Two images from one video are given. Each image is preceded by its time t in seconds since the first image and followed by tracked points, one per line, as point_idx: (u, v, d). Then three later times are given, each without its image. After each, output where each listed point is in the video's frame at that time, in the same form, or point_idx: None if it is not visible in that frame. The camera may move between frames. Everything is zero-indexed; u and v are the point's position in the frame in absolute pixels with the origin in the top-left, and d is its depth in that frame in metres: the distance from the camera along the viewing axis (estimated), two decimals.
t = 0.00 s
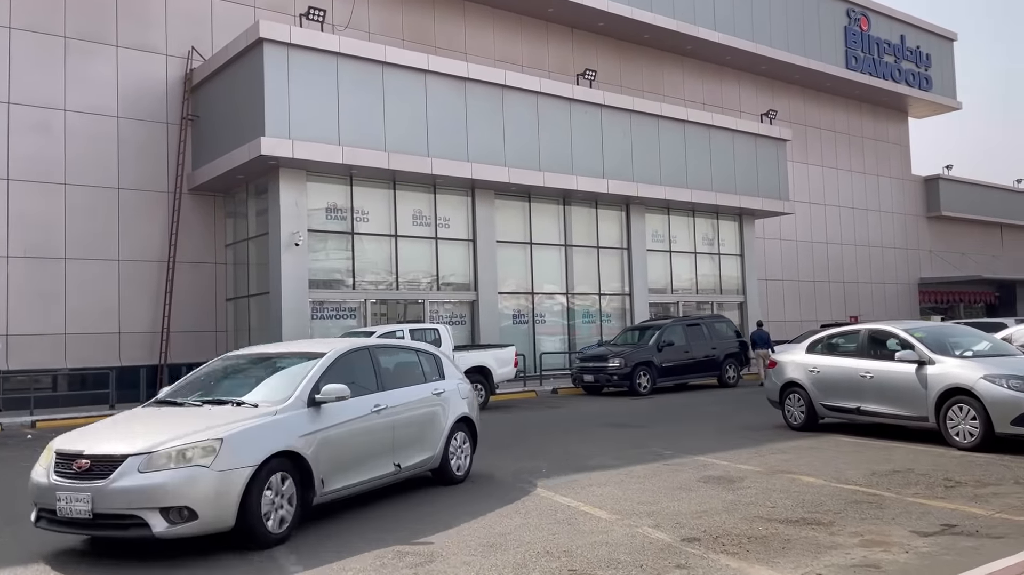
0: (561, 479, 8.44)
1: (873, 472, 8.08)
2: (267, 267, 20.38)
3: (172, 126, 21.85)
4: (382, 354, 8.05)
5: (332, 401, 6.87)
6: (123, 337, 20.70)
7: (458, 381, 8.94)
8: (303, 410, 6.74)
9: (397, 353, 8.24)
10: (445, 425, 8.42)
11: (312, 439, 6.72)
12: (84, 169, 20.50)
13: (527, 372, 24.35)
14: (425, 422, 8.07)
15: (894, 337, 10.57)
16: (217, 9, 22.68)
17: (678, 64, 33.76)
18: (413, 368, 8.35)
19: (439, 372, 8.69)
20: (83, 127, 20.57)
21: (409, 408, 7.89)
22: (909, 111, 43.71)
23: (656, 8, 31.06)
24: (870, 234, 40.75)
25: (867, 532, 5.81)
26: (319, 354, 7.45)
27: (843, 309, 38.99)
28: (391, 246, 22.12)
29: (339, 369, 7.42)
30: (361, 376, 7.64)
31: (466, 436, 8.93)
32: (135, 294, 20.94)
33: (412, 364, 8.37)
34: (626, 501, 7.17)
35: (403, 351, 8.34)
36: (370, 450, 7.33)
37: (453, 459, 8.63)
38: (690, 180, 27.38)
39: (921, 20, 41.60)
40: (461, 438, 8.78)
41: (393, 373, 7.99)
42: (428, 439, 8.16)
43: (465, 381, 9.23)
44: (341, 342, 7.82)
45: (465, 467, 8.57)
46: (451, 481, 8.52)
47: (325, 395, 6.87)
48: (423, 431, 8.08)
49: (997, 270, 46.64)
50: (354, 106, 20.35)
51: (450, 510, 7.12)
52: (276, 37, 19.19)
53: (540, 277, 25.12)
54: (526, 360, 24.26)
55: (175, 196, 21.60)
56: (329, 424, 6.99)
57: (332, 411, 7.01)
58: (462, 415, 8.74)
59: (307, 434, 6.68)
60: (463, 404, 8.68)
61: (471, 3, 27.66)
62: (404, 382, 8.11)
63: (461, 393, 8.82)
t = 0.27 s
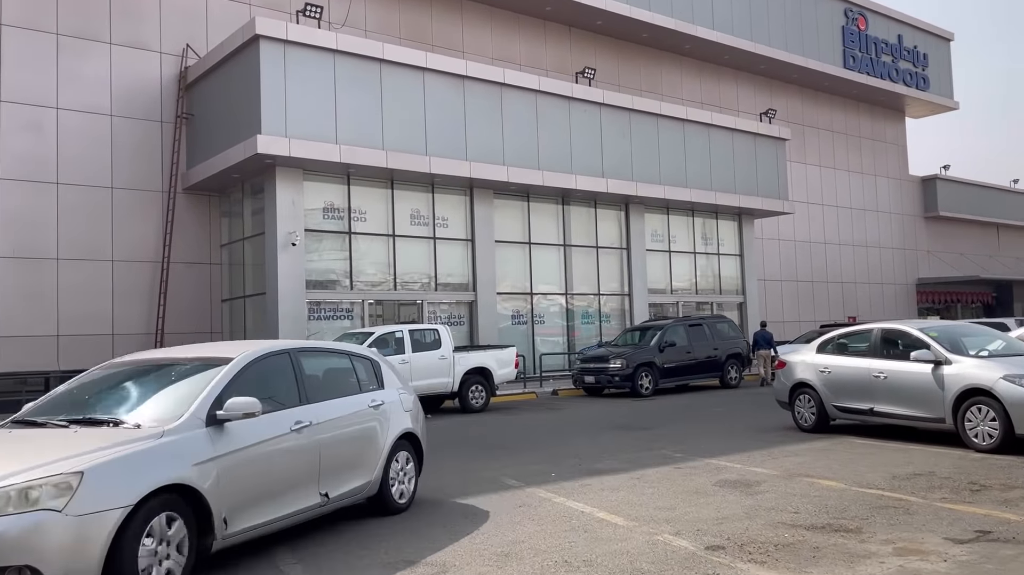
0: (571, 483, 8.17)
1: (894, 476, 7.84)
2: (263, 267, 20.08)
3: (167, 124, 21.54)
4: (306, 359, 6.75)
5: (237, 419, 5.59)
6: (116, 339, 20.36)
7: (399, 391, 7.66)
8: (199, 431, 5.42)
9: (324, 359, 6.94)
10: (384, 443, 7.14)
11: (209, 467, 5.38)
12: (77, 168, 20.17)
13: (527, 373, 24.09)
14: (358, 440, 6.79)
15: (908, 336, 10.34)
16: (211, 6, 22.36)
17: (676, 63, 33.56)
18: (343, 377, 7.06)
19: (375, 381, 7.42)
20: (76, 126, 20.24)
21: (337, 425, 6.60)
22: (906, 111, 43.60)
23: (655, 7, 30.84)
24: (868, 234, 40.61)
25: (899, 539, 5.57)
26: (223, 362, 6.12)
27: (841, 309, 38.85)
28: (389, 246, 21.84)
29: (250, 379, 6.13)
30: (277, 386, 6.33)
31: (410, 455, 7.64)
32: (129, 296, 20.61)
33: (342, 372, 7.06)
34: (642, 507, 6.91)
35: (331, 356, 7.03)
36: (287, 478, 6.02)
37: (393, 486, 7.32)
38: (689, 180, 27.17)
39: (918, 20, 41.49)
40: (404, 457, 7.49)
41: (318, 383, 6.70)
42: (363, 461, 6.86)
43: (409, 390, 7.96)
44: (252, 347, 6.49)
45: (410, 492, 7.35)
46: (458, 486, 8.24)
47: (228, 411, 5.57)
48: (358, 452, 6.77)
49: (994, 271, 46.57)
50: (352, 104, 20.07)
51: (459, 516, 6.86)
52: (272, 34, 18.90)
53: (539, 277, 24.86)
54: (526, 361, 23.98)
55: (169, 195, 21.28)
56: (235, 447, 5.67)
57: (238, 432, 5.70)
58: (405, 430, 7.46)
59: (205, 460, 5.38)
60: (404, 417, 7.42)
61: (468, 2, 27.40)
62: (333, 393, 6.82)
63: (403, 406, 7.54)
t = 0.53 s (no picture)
0: (583, 494, 7.94)
1: (916, 485, 7.63)
2: (261, 271, 19.82)
3: (163, 126, 21.28)
4: (204, 373, 5.21)
5: (95, 463, 4.04)
6: (112, 344, 20.07)
7: (326, 412, 6.14)
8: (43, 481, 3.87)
9: (225, 375, 5.36)
10: (309, 481, 5.63)
11: (50, 534, 3.82)
12: (71, 170, 19.88)
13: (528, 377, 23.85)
14: (274, 480, 5.28)
15: (924, 340, 10.13)
16: (208, 6, 22.09)
17: (675, 63, 33.38)
18: (256, 396, 5.54)
19: (298, 401, 5.93)
20: (71, 128, 19.97)
21: (243, 461, 5.07)
22: (905, 111, 43.47)
23: (654, 7, 30.64)
24: (868, 235, 40.46)
25: (933, 555, 5.37)
26: (82, 380, 4.51)
27: (841, 310, 38.70)
28: (389, 249, 21.60)
29: (125, 404, 4.57)
30: (163, 413, 4.78)
31: (340, 491, 6.14)
32: (126, 300, 20.33)
33: (249, 390, 5.49)
34: (661, 519, 6.69)
35: (234, 371, 5.45)
36: (170, 539, 4.48)
37: (320, 531, 5.78)
38: (691, 181, 26.97)
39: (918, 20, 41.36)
40: (334, 495, 5.98)
41: (221, 405, 5.18)
42: (280, 503, 5.34)
43: (339, 409, 6.47)
44: (120, 361, 4.87)
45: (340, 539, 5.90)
46: (467, 497, 8.00)
47: (84, 452, 4.02)
48: (270, 495, 5.23)
49: (994, 271, 46.46)
50: (351, 105, 19.82)
51: (472, 529, 6.63)
52: (271, 34, 18.65)
53: (540, 280, 24.64)
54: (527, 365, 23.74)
55: (166, 198, 21.02)
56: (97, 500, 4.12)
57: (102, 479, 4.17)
58: (334, 462, 5.97)
59: (41, 521, 3.80)
60: (334, 445, 5.96)
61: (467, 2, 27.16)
62: (243, 418, 5.31)
63: (330, 431, 6.03)
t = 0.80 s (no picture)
0: (597, 498, 7.67)
1: (943, 487, 7.38)
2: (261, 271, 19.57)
3: (161, 126, 21.00)
4: (41, 387, 3.85)
5: None
6: (110, 346, 19.80)
7: (221, 434, 4.87)
8: None
9: (77, 388, 4.03)
10: (194, 527, 4.33)
11: None
12: (69, 171, 19.62)
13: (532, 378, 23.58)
14: (145, 528, 3.97)
15: (943, 337, 9.88)
16: (205, 5, 21.82)
17: (677, 62, 33.14)
18: (122, 418, 4.21)
19: (181, 423, 4.63)
20: (68, 128, 19.70)
21: (90, 507, 3.70)
22: (908, 110, 43.25)
23: (656, 5, 30.39)
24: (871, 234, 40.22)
25: (972, 562, 5.12)
26: None
27: (844, 310, 38.46)
28: (391, 249, 21.34)
29: None
30: None
31: (238, 536, 4.84)
32: (124, 302, 20.06)
33: (116, 407, 4.20)
34: (681, 524, 6.42)
35: (94, 383, 4.14)
36: None
37: None
38: (694, 179, 26.71)
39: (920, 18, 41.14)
40: (231, 543, 4.72)
41: (67, 431, 3.84)
42: (154, 558, 4.02)
43: (240, 429, 5.21)
44: None
45: None
46: (477, 501, 7.72)
47: None
48: (141, 545, 3.92)
49: (998, 270, 46.21)
50: (352, 104, 19.58)
51: (484, 535, 6.36)
52: (270, 32, 18.40)
53: (543, 280, 24.38)
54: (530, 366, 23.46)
55: (165, 198, 20.75)
56: None
57: None
58: (230, 500, 4.68)
59: None
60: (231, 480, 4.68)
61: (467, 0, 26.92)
62: (101, 448, 3.97)
63: (228, 460, 4.78)
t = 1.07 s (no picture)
0: (615, 504, 7.41)
1: (974, 492, 7.13)
2: (263, 272, 19.31)
3: (162, 126, 20.75)
4: None
5: None
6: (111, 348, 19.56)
7: (53, 481, 3.43)
8: None
9: None
10: None
11: None
12: (69, 171, 19.36)
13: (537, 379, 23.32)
14: None
15: (966, 336, 9.62)
16: (206, 2, 21.57)
17: (681, 59, 32.86)
18: None
19: None
20: (68, 128, 19.45)
21: None
22: (913, 107, 42.98)
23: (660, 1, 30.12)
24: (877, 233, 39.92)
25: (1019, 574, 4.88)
26: None
27: (850, 309, 38.17)
28: (395, 249, 21.08)
29: None
30: None
31: None
32: (125, 303, 19.80)
33: None
34: (706, 533, 6.16)
35: None
36: None
37: None
38: (700, 178, 26.44)
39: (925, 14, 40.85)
40: None
41: None
42: None
43: (88, 470, 3.83)
44: None
45: None
46: (490, 508, 7.45)
47: None
48: None
49: (1004, 269, 45.91)
50: (355, 102, 19.33)
51: (501, 545, 6.10)
52: (272, 29, 18.15)
53: (548, 279, 24.11)
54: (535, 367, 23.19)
55: (166, 199, 20.51)
56: None
57: None
58: None
59: None
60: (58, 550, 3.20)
61: None
62: None
63: (59, 518, 3.32)
